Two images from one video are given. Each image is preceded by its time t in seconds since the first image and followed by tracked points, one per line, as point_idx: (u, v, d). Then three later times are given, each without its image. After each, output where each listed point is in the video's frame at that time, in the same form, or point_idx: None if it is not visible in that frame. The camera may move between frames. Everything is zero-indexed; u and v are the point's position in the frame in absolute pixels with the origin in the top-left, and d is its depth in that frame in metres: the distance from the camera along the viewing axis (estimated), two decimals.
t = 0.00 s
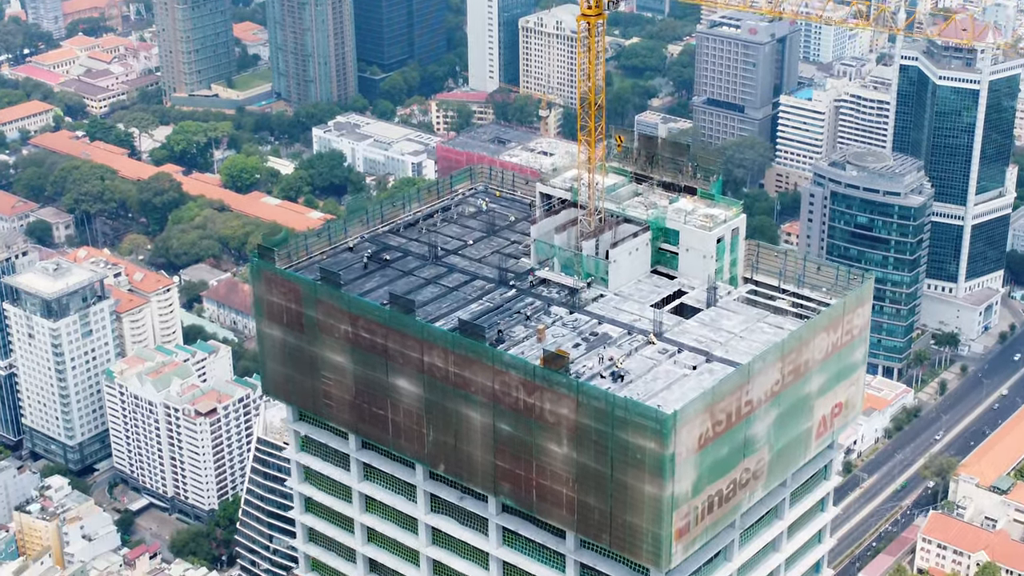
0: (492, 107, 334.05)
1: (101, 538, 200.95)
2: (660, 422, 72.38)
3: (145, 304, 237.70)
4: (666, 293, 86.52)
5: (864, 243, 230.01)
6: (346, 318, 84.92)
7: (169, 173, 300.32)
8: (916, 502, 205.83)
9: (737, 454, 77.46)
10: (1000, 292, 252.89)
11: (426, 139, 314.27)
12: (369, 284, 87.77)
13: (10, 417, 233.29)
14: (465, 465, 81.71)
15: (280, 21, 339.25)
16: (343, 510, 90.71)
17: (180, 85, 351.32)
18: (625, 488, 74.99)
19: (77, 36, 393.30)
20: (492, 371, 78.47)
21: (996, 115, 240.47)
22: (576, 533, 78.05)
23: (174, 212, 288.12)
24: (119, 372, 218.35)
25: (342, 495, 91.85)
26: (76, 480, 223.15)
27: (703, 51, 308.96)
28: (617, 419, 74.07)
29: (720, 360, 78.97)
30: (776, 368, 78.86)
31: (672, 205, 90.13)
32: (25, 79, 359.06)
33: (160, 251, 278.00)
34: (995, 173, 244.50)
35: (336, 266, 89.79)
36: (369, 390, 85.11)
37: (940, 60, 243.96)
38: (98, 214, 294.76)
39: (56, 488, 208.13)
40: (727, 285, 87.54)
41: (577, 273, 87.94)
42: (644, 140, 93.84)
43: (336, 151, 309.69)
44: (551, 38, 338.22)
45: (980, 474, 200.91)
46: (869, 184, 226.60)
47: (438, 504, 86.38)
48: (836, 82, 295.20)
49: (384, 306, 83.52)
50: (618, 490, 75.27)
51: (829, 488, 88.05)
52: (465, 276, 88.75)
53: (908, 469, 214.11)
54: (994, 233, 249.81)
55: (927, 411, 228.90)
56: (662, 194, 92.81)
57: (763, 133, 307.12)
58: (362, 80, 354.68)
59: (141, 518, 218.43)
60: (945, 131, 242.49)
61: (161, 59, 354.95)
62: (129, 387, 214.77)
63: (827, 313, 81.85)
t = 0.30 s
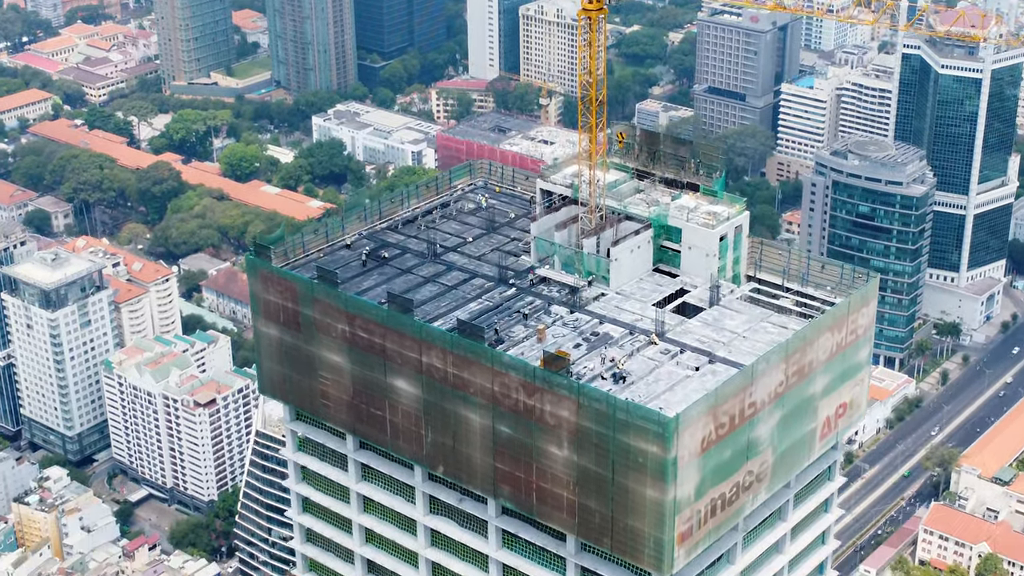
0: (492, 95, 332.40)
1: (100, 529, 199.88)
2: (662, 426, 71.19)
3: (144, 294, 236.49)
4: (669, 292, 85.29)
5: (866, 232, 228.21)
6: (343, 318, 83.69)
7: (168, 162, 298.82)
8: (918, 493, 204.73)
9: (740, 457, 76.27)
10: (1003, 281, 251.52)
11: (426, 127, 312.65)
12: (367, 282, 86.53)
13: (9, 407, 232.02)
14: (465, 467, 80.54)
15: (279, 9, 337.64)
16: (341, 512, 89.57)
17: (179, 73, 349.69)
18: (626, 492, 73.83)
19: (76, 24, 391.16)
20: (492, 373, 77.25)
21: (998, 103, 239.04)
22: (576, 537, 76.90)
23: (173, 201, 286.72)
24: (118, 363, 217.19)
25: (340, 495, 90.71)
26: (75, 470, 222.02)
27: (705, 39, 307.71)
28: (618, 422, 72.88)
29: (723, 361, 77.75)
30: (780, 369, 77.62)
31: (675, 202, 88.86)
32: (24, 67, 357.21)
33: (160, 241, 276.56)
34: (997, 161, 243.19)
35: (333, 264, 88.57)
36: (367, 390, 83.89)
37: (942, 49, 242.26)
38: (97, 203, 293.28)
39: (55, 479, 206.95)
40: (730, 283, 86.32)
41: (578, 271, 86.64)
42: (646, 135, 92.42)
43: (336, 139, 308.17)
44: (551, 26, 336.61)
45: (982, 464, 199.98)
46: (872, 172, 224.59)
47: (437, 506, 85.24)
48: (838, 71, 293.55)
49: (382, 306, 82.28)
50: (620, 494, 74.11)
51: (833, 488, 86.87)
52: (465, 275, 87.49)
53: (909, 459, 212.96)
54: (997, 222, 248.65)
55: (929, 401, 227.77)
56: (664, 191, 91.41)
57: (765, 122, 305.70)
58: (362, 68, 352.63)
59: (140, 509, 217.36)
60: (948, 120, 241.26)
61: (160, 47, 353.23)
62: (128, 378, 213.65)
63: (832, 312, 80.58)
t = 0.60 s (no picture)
0: (492, 81, 330.62)
1: (98, 518, 198.57)
2: (664, 427, 69.95)
3: (142, 282, 235.26)
4: (671, 289, 83.96)
5: (868, 220, 226.84)
6: (340, 316, 82.51)
7: (167, 148, 297.12)
8: (920, 482, 203.60)
9: (743, 458, 75.09)
10: (1005, 269, 250.16)
11: (426, 114, 311.12)
12: (364, 279, 85.31)
13: (7, 395, 230.77)
14: (464, 467, 79.39)
15: None
16: (339, 510, 88.43)
17: (178, 59, 348.26)
18: (628, 494, 72.61)
19: (74, 9, 388.82)
20: (491, 372, 76.08)
21: (1001, 90, 237.56)
22: (577, 539, 75.72)
23: (172, 188, 285.18)
24: (117, 351, 216.05)
25: (337, 494, 89.55)
26: (74, 459, 220.89)
27: (707, 25, 306.48)
28: (619, 423, 71.70)
29: (726, 360, 76.54)
30: (784, 368, 76.41)
31: (676, 197, 87.59)
32: (22, 53, 355.12)
33: (158, 228, 275.08)
34: (1000, 148, 241.70)
35: (330, 261, 87.35)
36: (364, 389, 82.71)
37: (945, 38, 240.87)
38: (96, 189, 291.72)
39: (54, 468, 205.71)
40: (733, 280, 85.07)
41: (579, 267, 85.22)
42: (648, 129, 90.94)
43: (336, 125, 306.58)
44: (552, 12, 334.97)
45: (984, 453, 199.05)
46: (873, 160, 222.90)
47: (436, 505, 84.03)
48: (840, 56, 291.74)
49: (380, 303, 81.10)
50: (621, 495, 72.90)
51: (837, 488, 85.69)
52: (464, 271, 86.23)
53: (911, 448, 211.72)
54: (999, 209, 247.20)
55: (931, 389, 226.70)
56: (665, 186, 90.09)
57: (766, 108, 303.14)
58: (362, 54, 350.72)
59: (139, 498, 216.21)
60: (950, 107, 239.58)
61: (159, 32, 351.39)
62: (127, 367, 212.50)
63: (837, 310, 79.32)
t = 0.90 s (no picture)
0: (492, 65, 328.84)
1: (97, 505, 197.53)
2: (666, 427, 68.76)
3: (141, 268, 233.97)
4: (673, 284, 82.75)
5: (870, 205, 225.34)
6: (337, 312, 81.22)
7: (165, 132, 295.42)
8: (920, 468, 202.40)
9: (746, 458, 73.90)
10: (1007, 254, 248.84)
11: (426, 98, 309.34)
12: (362, 274, 84.02)
13: (5, 381, 229.64)
14: (462, 465, 78.24)
15: None
16: (336, 508, 87.31)
17: (177, 42, 346.73)
18: (629, 495, 71.46)
19: None
20: (490, 371, 74.86)
21: (1004, 74, 235.20)
22: (577, 539, 74.59)
23: (171, 172, 283.65)
24: (115, 337, 214.84)
25: (334, 491, 88.41)
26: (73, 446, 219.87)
27: (709, 7, 304.07)
28: (621, 423, 70.50)
29: (729, 358, 75.28)
30: (788, 367, 75.18)
31: (679, 190, 86.26)
32: (20, 36, 353.13)
33: (157, 212, 273.57)
34: (1002, 132, 239.68)
35: (327, 255, 86.04)
36: (362, 386, 81.50)
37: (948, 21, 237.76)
38: (95, 174, 290.13)
39: (52, 455, 204.64)
40: (736, 275, 83.80)
41: (579, 262, 83.98)
42: (650, 122, 89.49)
43: (335, 110, 304.75)
44: None
45: (986, 439, 198.06)
46: (875, 145, 221.25)
47: (435, 503, 82.93)
48: (842, 40, 289.73)
49: (377, 299, 79.83)
50: (622, 496, 71.76)
51: (840, 485, 84.55)
52: (463, 266, 84.95)
53: (912, 434, 210.53)
54: (1002, 194, 245.37)
55: (932, 375, 225.57)
56: (667, 179, 88.68)
57: (768, 92, 302.12)
58: (361, 37, 348.60)
59: (138, 485, 215.24)
60: (952, 91, 237.62)
61: (158, 16, 349.23)
62: (125, 354, 211.33)
63: (842, 307, 78.04)
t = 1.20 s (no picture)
0: (492, 49, 326.72)
1: (95, 493, 196.44)
2: (668, 429, 67.53)
3: (139, 254, 232.48)
4: (675, 280, 81.49)
5: (872, 190, 223.67)
6: (334, 309, 79.95)
7: (164, 117, 293.56)
8: (921, 456, 201.01)
9: (750, 459, 72.69)
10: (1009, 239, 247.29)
11: (426, 82, 307.31)
12: (359, 269, 82.75)
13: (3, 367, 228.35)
14: (461, 465, 77.05)
15: None
16: (333, 507, 86.18)
17: (175, 26, 345.37)
18: (630, 497, 70.24)
19: None
20: (489, 370, 73.62)
21: (1007, 58, 232.56)
22: (578, 541, 73.42)
23: (170, 157, 281.96)
24: (113, 324, 213.51)
25: (332, 489, 87.25)
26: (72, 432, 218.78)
27: None
28: (622, 424, 69.24)
29: (732, 357, 74.06)
30: (792, 366, 73.92)
31: (681, 184, 84.96)
32: (18, 20, 351.02)
33: (156, 197, 271.88)
34: (1005, 117, 237.66)
35: (324, 250, 84.69)
36: (359, 384, 80.28)
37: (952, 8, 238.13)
38: (93, 159, 288.43)
39: (51, 442, 203.42)
40: (739, 271, 82.53)
41: (580, 258, 82.71)
42: (653, 114, 88.16)
43: (334, 94, 302.85)
44: None
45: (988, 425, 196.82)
46: (877, 130, 219.47)
47: (433, 503, 81.78)
48: (844, 24, 287.52)
49: (374, 297, 78.55)
50: (623, 498, 70.54)
51: (845, 484, 83.34)
52: (461, 262, 83.68)
53: (914, 421, 209.18)
54: (1004, 178, 243.48)
55: (933, 361, 224.21)
56: (669, 173, 87.31)
57: (769, 76, 299.40)
58: (361, 21, 346.22)
59: (137, 472, 214.24)
60: (956, 76, 236.37)
61: None
62: (124, 340, 210.05)
63: (846, 304, 76.73)
